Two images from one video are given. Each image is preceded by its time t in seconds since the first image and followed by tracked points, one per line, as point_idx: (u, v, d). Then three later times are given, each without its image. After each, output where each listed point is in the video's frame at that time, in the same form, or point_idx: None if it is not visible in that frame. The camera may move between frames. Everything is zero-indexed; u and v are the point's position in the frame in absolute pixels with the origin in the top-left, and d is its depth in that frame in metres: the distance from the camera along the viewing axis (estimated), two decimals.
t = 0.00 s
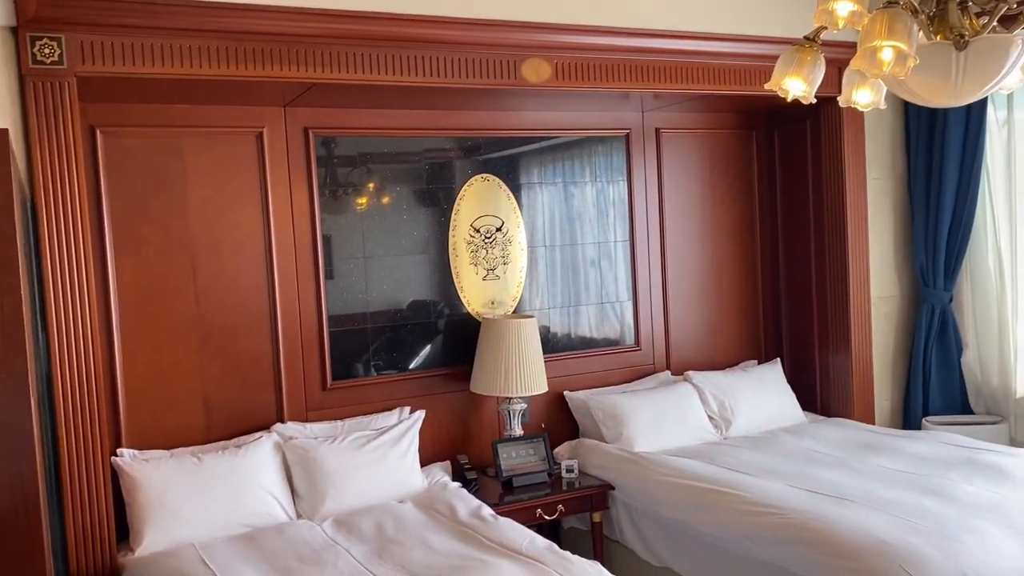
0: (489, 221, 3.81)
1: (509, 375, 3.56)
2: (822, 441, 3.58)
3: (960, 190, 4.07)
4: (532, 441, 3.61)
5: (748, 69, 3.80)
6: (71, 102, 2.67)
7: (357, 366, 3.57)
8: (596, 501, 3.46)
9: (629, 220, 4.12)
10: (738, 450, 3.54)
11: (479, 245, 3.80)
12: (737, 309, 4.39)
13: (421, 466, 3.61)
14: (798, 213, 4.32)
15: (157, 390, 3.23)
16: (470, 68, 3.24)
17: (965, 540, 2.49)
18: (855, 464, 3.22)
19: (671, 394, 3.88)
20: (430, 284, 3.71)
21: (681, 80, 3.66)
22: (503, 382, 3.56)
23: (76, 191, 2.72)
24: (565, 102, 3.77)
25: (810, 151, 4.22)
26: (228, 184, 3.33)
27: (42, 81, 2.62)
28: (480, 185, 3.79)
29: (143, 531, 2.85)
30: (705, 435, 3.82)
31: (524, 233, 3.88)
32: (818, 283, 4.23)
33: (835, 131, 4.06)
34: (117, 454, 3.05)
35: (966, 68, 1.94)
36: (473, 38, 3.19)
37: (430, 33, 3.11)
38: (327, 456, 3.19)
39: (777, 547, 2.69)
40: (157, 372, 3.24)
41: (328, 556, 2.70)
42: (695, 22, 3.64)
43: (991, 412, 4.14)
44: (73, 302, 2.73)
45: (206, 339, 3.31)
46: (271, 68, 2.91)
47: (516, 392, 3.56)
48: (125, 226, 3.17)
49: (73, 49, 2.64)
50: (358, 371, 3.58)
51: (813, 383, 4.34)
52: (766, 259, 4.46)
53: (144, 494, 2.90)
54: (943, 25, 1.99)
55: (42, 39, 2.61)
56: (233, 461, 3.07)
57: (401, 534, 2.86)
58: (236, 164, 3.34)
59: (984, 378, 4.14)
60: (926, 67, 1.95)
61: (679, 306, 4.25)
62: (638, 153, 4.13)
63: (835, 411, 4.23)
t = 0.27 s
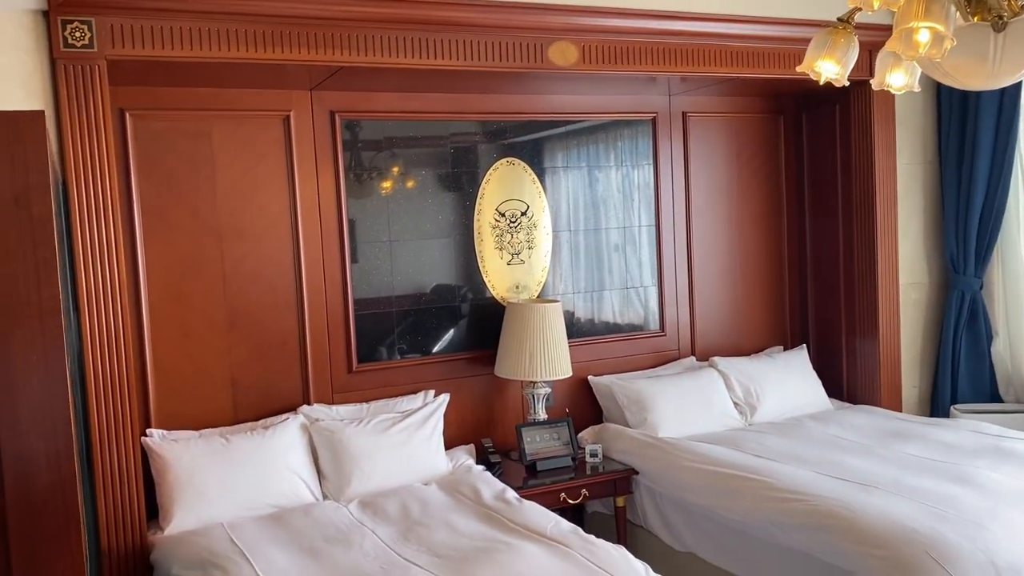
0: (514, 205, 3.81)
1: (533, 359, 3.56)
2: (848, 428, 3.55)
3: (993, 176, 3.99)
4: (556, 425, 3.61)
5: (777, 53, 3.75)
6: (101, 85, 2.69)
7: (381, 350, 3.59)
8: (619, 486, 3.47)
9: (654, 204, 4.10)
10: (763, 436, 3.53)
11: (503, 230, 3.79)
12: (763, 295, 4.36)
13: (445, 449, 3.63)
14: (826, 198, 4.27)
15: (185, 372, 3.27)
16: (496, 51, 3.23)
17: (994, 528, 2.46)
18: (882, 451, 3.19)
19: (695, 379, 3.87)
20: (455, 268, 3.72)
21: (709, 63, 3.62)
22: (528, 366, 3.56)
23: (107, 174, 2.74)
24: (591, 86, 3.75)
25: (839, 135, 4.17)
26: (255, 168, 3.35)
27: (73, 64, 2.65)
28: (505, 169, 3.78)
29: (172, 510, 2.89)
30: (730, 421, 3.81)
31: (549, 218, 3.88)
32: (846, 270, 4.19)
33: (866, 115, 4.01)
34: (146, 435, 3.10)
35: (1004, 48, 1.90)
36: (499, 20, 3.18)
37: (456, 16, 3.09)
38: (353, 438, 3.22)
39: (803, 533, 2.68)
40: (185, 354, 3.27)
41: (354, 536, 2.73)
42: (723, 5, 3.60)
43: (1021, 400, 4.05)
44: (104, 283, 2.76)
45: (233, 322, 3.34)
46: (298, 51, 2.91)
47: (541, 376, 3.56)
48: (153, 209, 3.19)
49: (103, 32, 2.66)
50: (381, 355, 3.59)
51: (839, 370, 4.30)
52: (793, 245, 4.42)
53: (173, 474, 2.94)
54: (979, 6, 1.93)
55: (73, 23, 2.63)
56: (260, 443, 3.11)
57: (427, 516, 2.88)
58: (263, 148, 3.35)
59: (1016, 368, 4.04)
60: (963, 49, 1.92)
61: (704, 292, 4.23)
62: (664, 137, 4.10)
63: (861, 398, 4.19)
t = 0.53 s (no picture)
0: (530, 193, 3.80)
1: (549, 347, 3.56)
2: (864, 418, 3.54)
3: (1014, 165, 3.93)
4: (571, 413, 3.62)
5: (797, 40, 3.71)
6: (120, 72, 2.70)
7: (396, 338, 3.60)
8: (634, 474, 3.47)
9: (671, 192, 4.08)
10: (779, 426, 3.52)
11: (520, 218, 3.79)
12: (780, 284, 4.33)
13: (461, 437, 3.64)
14: (845, 187, 4.24)
15: (203, 357, 3.29)
16: (512, 38, 3.21)
17: (1012, 521, 2.45)
18: (899, 442, 3.18)
19: (711, 369, 3.86)
20: (471, 256, 3.72)
21: (728, 50, 3.59)
22: (543, 354, 3.56)
23: (126, 160, 2.76)
24: (608, 73, 3.73)
25: (858, 123, 4.13)
26: (272, 155, 3.36)
27: (92, 51, 2.66)
28: (521, 157, 3.77)
29: (190, 494, 2.92)
30: (746, 410, 3.80)
31: (565, 206, 3.87)
32: (865, 259, 4.16)
33: (886, 103, 3.97)
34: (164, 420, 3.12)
35: None
36: (516, 7, 3.16)
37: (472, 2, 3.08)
38: (369, 424, 3.24)
39: (818, 523, 2.68)
40: (203, 340, 3.29)
41: (370, 522, 2.75)
42: None
43: None
44: (123, 269, 2.78)
45: (250, 309, 3.36)
46: (316, 38, 2.91)
47: (556, 365, 3.56)
48: (171, 196, 3.21)
49: (122, 19, 2.67)
50: (396, 342, 3.60)
51: (856, 360, 4.28)
52: (810, 234, 4.39)
53: (191, 458, 2.97)
54: None
55: (92, 9, 2.63)
56: (277, 429, 3.13)
57: (442, 502, 2.89)
58: (280, 135, 3.36)
59: None
60: (988, 36, 1.89)
61: (720, 281, 4.21)
62: (682, 125, 4.08)
63: (878, 388, 4.17)
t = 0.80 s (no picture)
0: (538, 183, 3.79)
1: (556, 337, 3.56)
2: (872, 410, 3.53)
3: None
4: (578, 403, 3.62)
5: (807, 30, 3.69)
6: (128, 60, 2.70)
7: (403, 327, 3.60)
8: (641, 464, 3.47)
9: (679, 183, 4.07)
10: (786, 417, 3.51)
11: (528, 207, 3.78)
12: (788, 275, 4.32)
13: (467, 426, 3.65)
14: (854, 178, 4.22)
15: (211, 345, 3.30)
16: (521, 27, 3.20)
17: (1020, 513, 2.44)
18: (907, 433, 3.17)
19: (718, 360, 3.85)
20: (478, 246, 3.71)
21: (737, 39, 3.57)
22: (550, 344, 3.56)
23: (134, 149, 2.76)
24: (616, 62, 3.71)
25: (869, 114, 4.10)
26: (279, 143, 3.35)
27: (100, 38, 2.65)
28: (529, 146, 3.76)
29: (198, 481, 2.93)
30: (753, 401, 3.80)
31: (573, 196, 3.86)
32: (874, 250, 4.14)
33: (897, 93, 3.94)
34: (172, 407, 3.13)
35: None
36: None
37: None
38: (376, 413, 3.24)
39: (825, 514, 2.67)
40: (211, 328, 3.30)
41: (378, 510, 2.75)
42: None
43: None
44: (131, 257, 2.79)
45: (258, 297, 3.36)
46: (324, 25, 2.90)
47: (563, 355, 3.56)
48: (180, 183, 3.21)
49: (131, 7, 2.67)
50: (404, 332, 3.60)
51: (864, 351, 4.27)
52: (819, 225, 4.37)
53: (199, 445, 2.98)
54: None
55: None
56: (284, 417, 3.13)
57: (449, 491, 2.89)
58: (287, 123, 3.36)
59: None
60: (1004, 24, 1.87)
61: (728, 272, 4.20)
62: (691, 115, 4.06)
63: (885, 380, 4.16)
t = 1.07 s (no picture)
0: (539, 175, 3.78)
1: (557, 330, 3.55)
2: (873, 403, 3.53)
3: None
4: (578, 396, 3.62)
5: (811, 22, 3.67)
6: (129, 49, 2.69)
7: (403, 319, 3.60)
8: (641, 457, 3.47)
9: (681, 175, 4.06)
10: (786, 410, 3.51)
11: (529, 199, 3.77)
12: (789, 268, 4.32)
13: (468, 418, 3.65)
14: (856, 171, 4.21)
15: (211, 337, 3.30)
16: (522, 17, 3.19)
17: (1020, 506, 2.44)
18: (908, 427, 3.17)
19: (719, 352, 3.85)
20: (479, 238, 3.70)
21: (740, 31, 3.56)
22: (551, 336, 3.56)
23: (135, 139, 2.75)
24: (618, 54, 3.70)
25: (871, 107, 4.09)
26: (280, 134, 3.34)
27: (101, 28, 2.65)
28: (531, 138, 3.75)
29: (198, 472, 2.93)
30: (753, 394, 3.80)
31: (575, 188, 3.85)
32: (875, 244, 4.13)
33: (900, 86, 3.93)
34: (173, 398, 3.13)
35: None
36: None
37: None
38: (377, 404, 3.24)
39: (825, 507, 2.67)
40: (212, 319, 3.29)
41: (378, 502, 2.75)
42: None
43: None
44: (132, 247, 2.78)
45: (259, 288, 3.36)
46: (326, 16, 2.89)
47: (564, 347, 3.56)
48: (180, 174, 3.20)
49: None
50: (404, 324, 3.60)
51: (865, 345, 4.26)
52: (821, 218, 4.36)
53: (199, 436, 2.98)
54: None
55: None
56: (285, 408, 3.13)
57: (450, 483, 2.90)
58: (288, 114, 3.34)
59: None
60: (1009, 16, 1.86)
61: (729, 265, 4.19)
62: (693, 107, 4.05)
63: (886, 373, 4.16)
